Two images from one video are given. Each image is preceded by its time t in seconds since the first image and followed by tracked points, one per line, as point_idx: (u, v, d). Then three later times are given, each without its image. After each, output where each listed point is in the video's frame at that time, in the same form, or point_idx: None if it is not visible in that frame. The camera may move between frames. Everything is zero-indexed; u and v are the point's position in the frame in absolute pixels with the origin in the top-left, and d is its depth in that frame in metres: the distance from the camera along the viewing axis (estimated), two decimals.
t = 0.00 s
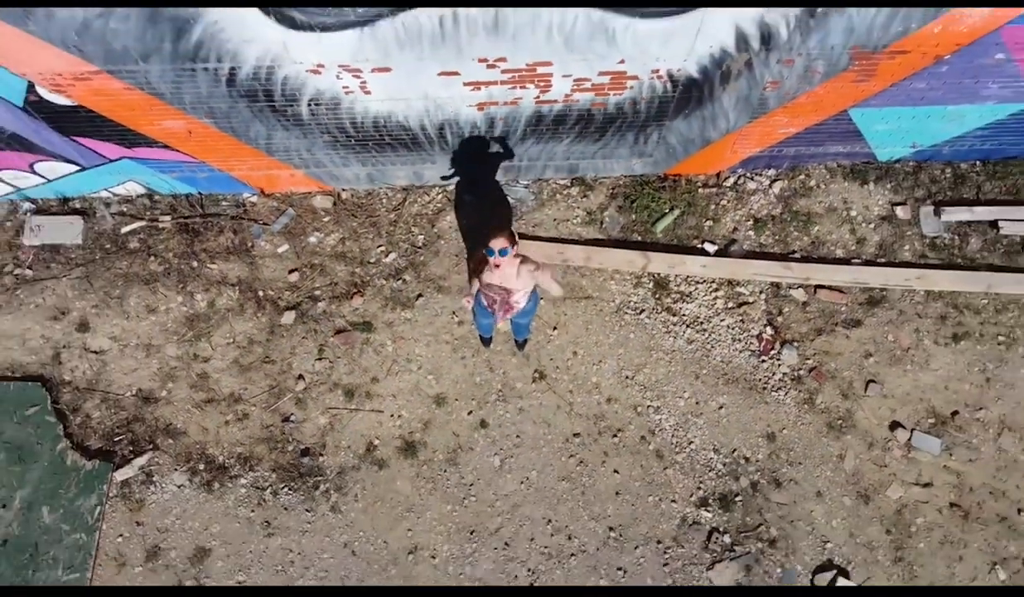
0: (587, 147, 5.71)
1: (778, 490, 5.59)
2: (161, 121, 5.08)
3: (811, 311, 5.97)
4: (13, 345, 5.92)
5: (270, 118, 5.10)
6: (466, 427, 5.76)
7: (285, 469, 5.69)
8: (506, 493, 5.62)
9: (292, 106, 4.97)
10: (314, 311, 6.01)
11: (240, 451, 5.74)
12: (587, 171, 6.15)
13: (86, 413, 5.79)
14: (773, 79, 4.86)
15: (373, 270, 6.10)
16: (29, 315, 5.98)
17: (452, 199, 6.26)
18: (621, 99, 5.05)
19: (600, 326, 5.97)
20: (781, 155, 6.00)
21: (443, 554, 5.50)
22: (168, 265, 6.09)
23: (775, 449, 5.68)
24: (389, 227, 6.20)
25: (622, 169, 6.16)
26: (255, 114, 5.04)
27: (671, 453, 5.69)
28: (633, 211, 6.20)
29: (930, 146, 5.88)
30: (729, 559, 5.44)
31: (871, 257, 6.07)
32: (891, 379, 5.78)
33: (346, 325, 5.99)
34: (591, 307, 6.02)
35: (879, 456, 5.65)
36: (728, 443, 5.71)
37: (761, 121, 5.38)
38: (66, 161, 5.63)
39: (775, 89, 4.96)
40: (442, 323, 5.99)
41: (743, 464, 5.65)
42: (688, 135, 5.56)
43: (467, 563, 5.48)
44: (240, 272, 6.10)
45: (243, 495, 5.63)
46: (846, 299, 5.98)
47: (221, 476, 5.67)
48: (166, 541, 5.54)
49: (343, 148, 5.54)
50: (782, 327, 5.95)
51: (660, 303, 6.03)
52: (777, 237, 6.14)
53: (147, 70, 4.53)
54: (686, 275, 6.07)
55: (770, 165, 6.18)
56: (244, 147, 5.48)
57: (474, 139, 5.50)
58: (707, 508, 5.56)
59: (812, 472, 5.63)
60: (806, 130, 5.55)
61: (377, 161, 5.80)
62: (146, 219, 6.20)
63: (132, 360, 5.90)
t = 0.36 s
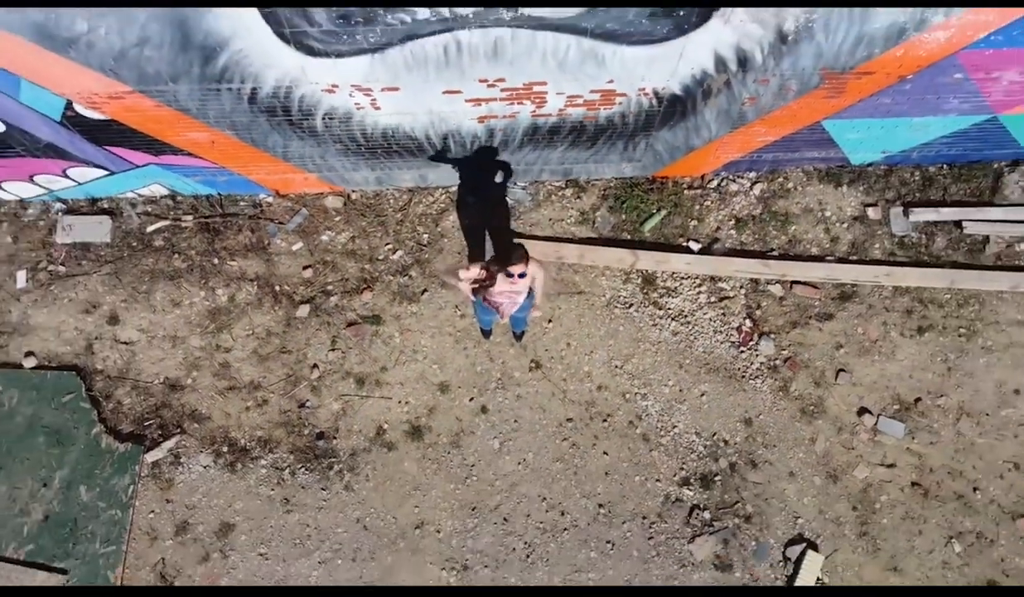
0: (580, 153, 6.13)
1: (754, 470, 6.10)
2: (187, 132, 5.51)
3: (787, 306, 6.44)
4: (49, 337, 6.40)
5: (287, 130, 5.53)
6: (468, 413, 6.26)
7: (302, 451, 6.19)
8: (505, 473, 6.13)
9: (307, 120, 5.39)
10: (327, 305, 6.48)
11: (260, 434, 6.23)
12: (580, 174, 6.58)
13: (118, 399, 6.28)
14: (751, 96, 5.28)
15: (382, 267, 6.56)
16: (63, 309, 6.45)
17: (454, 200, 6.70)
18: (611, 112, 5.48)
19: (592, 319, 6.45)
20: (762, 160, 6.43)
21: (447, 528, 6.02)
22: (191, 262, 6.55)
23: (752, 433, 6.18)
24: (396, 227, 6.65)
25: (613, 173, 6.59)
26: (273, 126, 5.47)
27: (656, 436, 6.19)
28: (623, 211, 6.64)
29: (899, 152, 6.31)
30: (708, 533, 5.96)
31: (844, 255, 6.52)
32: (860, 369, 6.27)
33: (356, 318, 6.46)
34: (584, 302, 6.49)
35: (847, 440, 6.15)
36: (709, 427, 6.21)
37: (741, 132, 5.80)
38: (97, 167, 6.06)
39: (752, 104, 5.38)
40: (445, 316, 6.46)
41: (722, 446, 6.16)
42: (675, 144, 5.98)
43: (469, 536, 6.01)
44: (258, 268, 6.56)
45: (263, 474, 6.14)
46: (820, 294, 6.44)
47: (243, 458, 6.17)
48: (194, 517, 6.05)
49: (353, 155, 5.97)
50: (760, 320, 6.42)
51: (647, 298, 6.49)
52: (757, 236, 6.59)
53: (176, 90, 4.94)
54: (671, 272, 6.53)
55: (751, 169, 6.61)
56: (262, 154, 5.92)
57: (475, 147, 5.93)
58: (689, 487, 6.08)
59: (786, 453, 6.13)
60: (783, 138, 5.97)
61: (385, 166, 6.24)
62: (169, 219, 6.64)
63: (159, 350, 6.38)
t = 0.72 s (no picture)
0: (574, 163, 6.70)
1: (730, 451, 6.76)
2: (217, 147, 6.07)
3: (763, 302, 7.05)
4: (90, 329, 7.03)
5: (308, 145, 6.08)
6: (472, 399, 6.90)
7: (322, 434, 6.85)
8: (505, 453, 6.79)
9: (326, 137, 5.94)
10: (343, 300, 7.09)
11: (283, 418, 6.88)
12: (575, 180, 7.15)
13: (154, 386, 6.93)
14: (728, 116, 5.83)
15: (392, 266, 7.16)
16: (102, 304, 7.07)
17: (459, 204, 7.28)
18: (602, 129, 6.03)
19: (585, 313, 7.06)
20: (741, 168, 6.99)
21: (454, 503, 6.69)
22: (218, 261, 7.15)
23: (729, 417, 6.83)
24: (405, 229, 7.24)
25: (605, 179, 7.16)
26: (295, 142, 6.03)
27: (643, 420, 6.84)
28: (614, 215, 7.22)
29: (867, 161, 6.87)
30: (688, 508, 6.63)
31: (815, 255, 7.12)
32: (828, 359, 6.91)
33: (370, 313, 7.07)
34: (578, 298, 7.10)
35: (815, 424, 6.80)
36: (690, 412, 6.85)
37: (721, 145, 6.36)
38: (133, 176, 6.64)
39: (730, 123, 5.94)
40: (451, 311, 7.07)
41: (702, 430, 6.81)
42: (661, 155, 6.54)
43: (474, 510, 6.68)
44: (279, 267, 7.16)
45: (287, 455, 6.79)
46: (793, 291, 7.05)
47: (269, 440, 6.82)
48: (225, 493, 6.72)
49: (366, 165, 6.53)
50: (738, 315, 7.04)
51: (635, 294, 7.10)
52: (736, 237, 7.18)
53: (209, 114, 5.50)
54: (657, 270, 7.13)
55: (732, 176, 7.17)
56: (284, 165, 6.48)
57: (479, 159, 6.50)
58: (672, 466, 6.74)
59: (759, 436, 6.79)
60: (760, 150, 6.53)
61: (395, 175, 6.80)
62: (197, 221, 7.23)
63: (190, 342, 7.00)
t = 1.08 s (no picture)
0: (571, 169, 7.20)
1: (715, 435, 7.33)
2: (240, 156, 6.56)
3: (747, 297, 7.58)
4: (122, 323, 7.57)
5: (324, 154, 6.58)
6: (476, 387, 7.47)
7: (338, 419, 7.42)
8: (507, 437, 7.37)
9: (342, 147, 6.44)
10: (357, 295, 7.63)
11: (302, 405, 7.44)
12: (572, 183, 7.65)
13: (183, 376, 7.49)
14: (713, 129, 6.32)
15: (402, 263, 7.69)
16: (133, 300, 7.60)
17: (463, 205, 7.79)
18: (596, 140, 6.52)
19: (581, 308, 7.60)
20: (727, 173, 7.49)
21: (460, 483, 7.28)
22: (240, 259, 7.67)
23: (714, 404, 7.40)
24: (413, 228, 7.75)
25: (600, 182, 7.66)
26: (313, 152, 6.52)
27: (634, 407, 7.41)
28: (608, 216, 7.74)
29: (844, 166, 7.37)
30: (676, 487, 7.22)
31: (796, 253, 7.64)
32: (805, 350, 7.46)
33: (381, 307, 7.61)
34: (574, 293, 7.63)
35: (792, 410, 7.37)
36: (678, 399, 7.42)
37: (707, 153, 6.86)
38: (161, 181, 7.14)
39: (715, 135, 6.43)
40: (456, 306, 7.61)
41: (688, 416, 7.38)
42: (651, 162, 7.04)
43: (478, 489, 7.27)
44: (297, 264, 7.69)
45: (306, 439, 7.37)
46: (774, 287, 7.58)
47: (289, 425, 7.40)
48: (250, 474, 7.30)
49: (378, 171, 7.03)
50: (723, 309, 7.58)
51: (628, 290, 7.63)
52: (722, 237, 7.69)
53: (236, 130, 5.98)
54: (648, 268, 7.66)
55: (719, 179, 7.67)
56: (302, 171, 6.99)
57: (482, 165, 6.99)
58: (661, 449, 7.31)
59: (741, 421, 7.36)
60: (744, 157, 7.03)
61: (405, 179, 7.30)
62: (220, 221, 7.74)
63: (215, 335, 7.55)
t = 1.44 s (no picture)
0: (571, 176, 7.77)
1: (702, 421, 7.99)
2: (267, 167, 7.13)
3: (733, 294, 8.20)
4: (157, 317, 8.21)
5: (344, 165, 7.15)
6: (483, 377, 8.12)
7: (356, 406, 8.08)
8: (512, 422, 8.03)
9: (361, 159, 7.01)
10: (373, 292, 8.25)
11: (324, 393, 8.10)
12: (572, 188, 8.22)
13: (214, 366, 8.14)
14: (702, 143, 6.88)
15: (414, 262, 8.29)
16: (166, 296, 8.23)
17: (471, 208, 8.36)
18: (594, 152, 7.09)
19: (580, 304, 8.22)
20: (716, 179, 8.05)
21: (469, 464, 7.97)
22: (264, 258, 8.28)
23: (702, 392, 8.04)
24: (425, 229, 8.34)
25: (598, 187, 8.23)
26: (334, 163, 7.09)
27: (629, 395, 8.06)
28: (605, 217, 8.32)
29: (824, 172, 7.91)
30: (666, 469, 7.90)
31: (779, 253, 8.24)
32: (787, 343, 8.09)
33: (395, 302, 8.24)
34: (574, 290, 8.25)
35: (774, 398, 8.02)
36: (669, 388, 8.06)
37: (698, 163, 7.43)
38: (192, 188, 7.71)
39: (703, 148, 6.99)
40: (465, 302, 8.23)
41: (679, 403, 8.03)
42: (645, 170, 7.60)
43: (486, 470, 7.95)
44: (317, 263, 8.29)
45: (328, 424, 8.04)
46: (758, 284, 8.19)
47: (312, 411, 8.06)
48: (276, 456, 7.98)
49: (393, 178, 7.60)
50: (712, 304, 8.20)
51: (623, 288, 8.24)
52: (711, 237, 8.28)
53: (265, 146, 6.55)
54: (642, 267, 8.26)
55: (709, 184, 8.23)
56: (323, 179, 7.56)
57: (489, 173, 7.56)
58: (653, 434, 7.98)
59: (727, 408, 8.01)
60: (731, 166, 7.59)
61: (417, 185, 7.87)
62: (245, 223, 8.33)
63: (243, 328, 8.18)
